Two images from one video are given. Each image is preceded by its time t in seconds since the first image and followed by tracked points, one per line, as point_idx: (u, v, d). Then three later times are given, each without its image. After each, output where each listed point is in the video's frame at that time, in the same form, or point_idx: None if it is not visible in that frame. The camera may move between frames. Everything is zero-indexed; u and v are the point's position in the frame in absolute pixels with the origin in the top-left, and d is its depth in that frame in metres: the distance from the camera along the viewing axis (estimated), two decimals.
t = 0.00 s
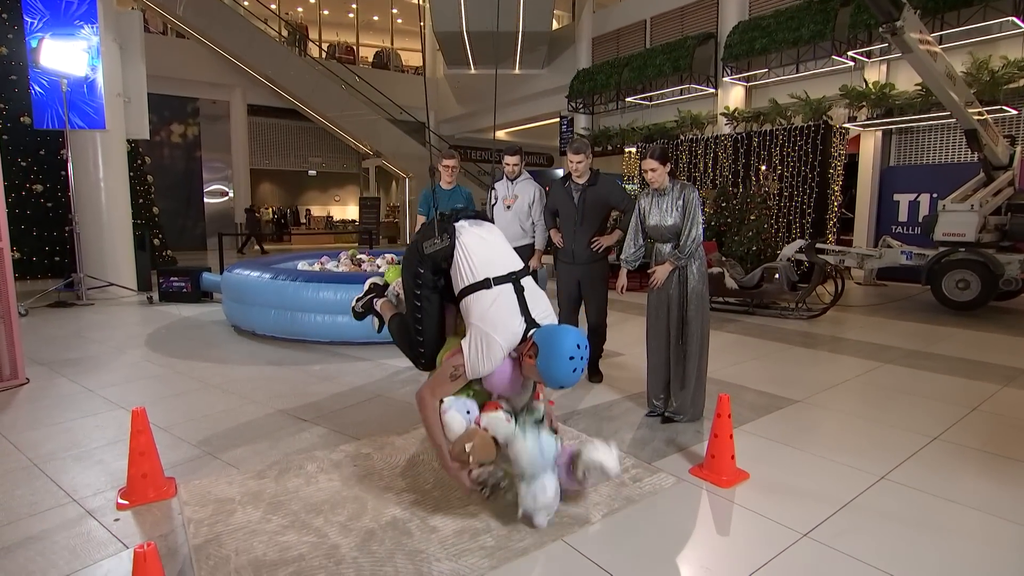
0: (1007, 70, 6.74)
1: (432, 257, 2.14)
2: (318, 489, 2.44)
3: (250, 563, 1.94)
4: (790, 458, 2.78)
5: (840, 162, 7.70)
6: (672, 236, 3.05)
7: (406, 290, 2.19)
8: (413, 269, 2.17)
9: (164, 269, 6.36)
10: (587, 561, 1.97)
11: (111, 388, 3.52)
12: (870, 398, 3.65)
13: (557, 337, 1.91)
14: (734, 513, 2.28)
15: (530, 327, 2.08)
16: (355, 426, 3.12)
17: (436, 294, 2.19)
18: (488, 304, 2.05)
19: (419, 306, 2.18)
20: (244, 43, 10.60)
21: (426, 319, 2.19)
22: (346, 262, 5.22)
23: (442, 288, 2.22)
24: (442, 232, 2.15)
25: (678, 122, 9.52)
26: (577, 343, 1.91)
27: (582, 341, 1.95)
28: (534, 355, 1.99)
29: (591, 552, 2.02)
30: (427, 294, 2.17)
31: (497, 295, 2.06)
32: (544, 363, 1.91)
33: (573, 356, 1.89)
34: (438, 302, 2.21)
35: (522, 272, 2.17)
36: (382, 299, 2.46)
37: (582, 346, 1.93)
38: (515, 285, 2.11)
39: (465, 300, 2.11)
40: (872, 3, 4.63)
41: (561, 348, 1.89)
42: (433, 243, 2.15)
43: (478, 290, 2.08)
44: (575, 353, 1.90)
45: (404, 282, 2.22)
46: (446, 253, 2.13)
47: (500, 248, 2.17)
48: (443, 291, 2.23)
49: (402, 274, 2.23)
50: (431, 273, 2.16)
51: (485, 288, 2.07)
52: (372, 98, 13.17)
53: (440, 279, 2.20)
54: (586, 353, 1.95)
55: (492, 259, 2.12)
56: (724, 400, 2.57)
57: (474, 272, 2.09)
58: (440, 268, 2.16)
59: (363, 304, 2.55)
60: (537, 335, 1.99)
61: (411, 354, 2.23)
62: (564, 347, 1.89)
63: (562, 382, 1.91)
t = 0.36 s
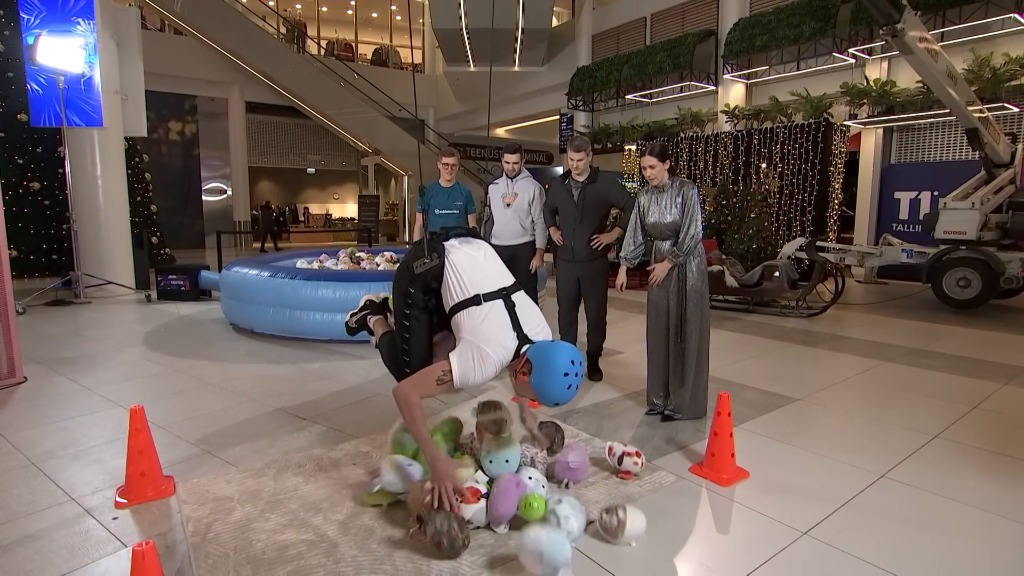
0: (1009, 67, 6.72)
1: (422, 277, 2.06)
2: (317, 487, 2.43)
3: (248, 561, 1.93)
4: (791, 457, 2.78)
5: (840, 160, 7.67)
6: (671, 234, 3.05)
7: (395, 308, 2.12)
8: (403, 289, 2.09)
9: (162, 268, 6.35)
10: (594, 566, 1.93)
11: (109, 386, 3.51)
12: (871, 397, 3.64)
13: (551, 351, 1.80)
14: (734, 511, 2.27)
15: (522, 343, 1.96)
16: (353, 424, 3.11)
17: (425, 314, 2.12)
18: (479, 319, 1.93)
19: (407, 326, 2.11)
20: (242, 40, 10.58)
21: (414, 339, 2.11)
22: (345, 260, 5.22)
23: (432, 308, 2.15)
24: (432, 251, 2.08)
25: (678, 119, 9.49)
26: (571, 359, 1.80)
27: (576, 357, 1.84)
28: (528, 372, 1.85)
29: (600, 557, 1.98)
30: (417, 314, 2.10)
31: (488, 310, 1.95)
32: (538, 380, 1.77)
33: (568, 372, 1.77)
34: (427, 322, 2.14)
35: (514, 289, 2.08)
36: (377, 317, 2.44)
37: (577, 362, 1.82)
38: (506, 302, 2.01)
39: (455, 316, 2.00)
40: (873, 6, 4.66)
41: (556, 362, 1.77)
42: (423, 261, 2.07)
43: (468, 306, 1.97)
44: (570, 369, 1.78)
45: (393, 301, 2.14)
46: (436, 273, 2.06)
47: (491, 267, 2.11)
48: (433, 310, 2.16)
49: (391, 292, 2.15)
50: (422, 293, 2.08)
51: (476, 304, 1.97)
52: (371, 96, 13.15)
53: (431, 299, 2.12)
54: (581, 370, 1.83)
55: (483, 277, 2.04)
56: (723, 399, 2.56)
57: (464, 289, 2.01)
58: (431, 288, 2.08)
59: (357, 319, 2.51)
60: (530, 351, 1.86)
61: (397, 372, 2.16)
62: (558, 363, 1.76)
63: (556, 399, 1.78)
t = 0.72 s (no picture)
0: (1012, 58, 6.68)
1: (410, 281, 2.06)
2: (315, 479, 2.43)
3: (247, 553, 1.93)
4: (790, 449, 2.78)
5: (841, 152, 7.64)
6: (673, 226, 3.04)
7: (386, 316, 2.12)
8: (393, 295, 2.10)
9: (159, 261, 6.34)
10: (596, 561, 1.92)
11: (106, 380, 3.51)
12: (870, 389, 3.64)
13: (547, 344, 1.77)
14: (733, 503, 2.27)
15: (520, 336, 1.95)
16: (351, 416, 3.11)
17: (416, 318, 2.09)
18: (472, 316, 1.91)
19: (398, 332, 2.09)
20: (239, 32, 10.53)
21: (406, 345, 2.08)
22: (343, 253, 5.21)
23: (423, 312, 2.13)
24: (419, 255, 2.09)
25: (677, 112, 9.45)
26: (569, 350, 1.76)
27: (573, 350, 1.80)
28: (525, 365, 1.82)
29: (602, 552, 1.97)
30: (407, 318, 2.08)
31: (479, 306, 1.93)
32: (535, 372, 1.75)
33: (565, 364, 1.74)
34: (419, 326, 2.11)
35: (505, 283, 2.06)
36: (363, 329, 2.58)
37: (573, 353, 1.78)
38: (498, 296, 1.98)
39: (448, 315, 1.98)
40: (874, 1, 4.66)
41: (552, 355, 1.73)
42: (411, 266, 2.08)
43: (460, 304, 1.95)
44: (567, 361, 1.74)
45: (385, 309, 2.15)
46: (423, 275, 2.05)
47: (479, 263, 2.08)
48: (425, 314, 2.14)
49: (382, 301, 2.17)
50: (411, 297, 2.07)
51: (467, 301, 1.94)
52: (369, 88, 13.07)
53: (421, 302, 2.11)
54: (578, 362, 1.80)
55: (472, 274, 2.02)
56: (722, 392, 2.56)
57: (453, 286, 1.99)
58: (420, 292, 2.07)
59: (341, 334, 2.62)
60: (526, 345, 1.83)
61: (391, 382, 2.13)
62: (554, 356, 1.73)
63: (554, 392, 1.74)
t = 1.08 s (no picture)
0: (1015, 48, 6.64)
1: (405, 295, 2.11)
2: (313, 470, 2.43)
3: (246, 544, 1.94)
4: (789, 440, 2.77)
5: (841, 143, 7.60)
6: (688, 217, 3.00)
7: (388, 335, 2.19)
8: (391, 313, 2.16)
9: (156, 252, 6.32)
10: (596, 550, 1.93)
11: (104, 371, 3.51)
12: (869, 381, 3.64)
13: (551, 319, 1.76)
14: (730, 493, 2.28)
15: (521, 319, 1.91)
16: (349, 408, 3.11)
17: (417, 330, 2.15)
18: (470, 305, 1.88)
19: (402, 347, 2.15)
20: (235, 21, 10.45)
21: (411, 358, 2.15)
22: (341, 244, 5.20)
23: (423, 323, 2.18)
24: (411, 267, 2.12)
25: (677, 102, 9.39)
26: (573, 324, 1.77)
27: (575, 324, 1.81)
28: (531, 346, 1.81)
29: (601, 540, 1.98)
30: (408, 332, 2.14)
31: (475, 296, 1.91)
32: (542, 347, 1.73)
33: (572, 337, 1.73)
34: (421, 338, 2.17)
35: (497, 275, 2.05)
36: (354, 369, 2.63)
37: (577, 327, 1.79)
38: (492, 285, 1.96)
39: (445, 310, 1.95)
40: None
41: (558, 329, 1.73)
42: (403, 281, 2.12)
43: (456, 297, 1.93)
44: (573, 333, 1.75)
45: (385, 329, 2.21)
46: (416, 287, 2.08)
47: (470, 262, 2.08)
48: (425, 325, 2.18)
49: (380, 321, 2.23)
50: (409, 311, 2.13)
51: (462, 293, 1.92)
52: (367, 78, 12.98)
53: (419, 315, 2.16)
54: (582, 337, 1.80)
55: (465, 271, 2.01)
56: (721, 381, 2.57)
57: (447, 285, 1.99)
58: (417, 304, 2.12)
59: (331, 382, 2.67)
60: (529, 324, 1.82)
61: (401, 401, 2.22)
62: (560, 330, 1.73)
63: (564, 367, 1.72)
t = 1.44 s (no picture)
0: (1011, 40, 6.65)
1: (403, 310, 2.08)
2: (310, 462, 2.43)
3: (244, 535, 1.94)
4: (785, 431, 2.79)
5: (838, 135, 7.59)
6: (733, 211, 2.96)
7: (387, 351, 2.16)
8: (390, 329, 2.13)
9: (151, 245, 6.29)
10: (593, 540, 1.94)
11: (99, 364, 3.50)
12: (863, 372, 3.66)
13: (551, 311, 1.73)
14: (725, 484, 2.29)
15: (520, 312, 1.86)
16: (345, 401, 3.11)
17: (415, 345, 2.12)
18: (466, 313, 1.83)
19: (401, 363, 2.13)
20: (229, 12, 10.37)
21: (411, 373, 2.13)
22: (337, 237, 5.19)
23: (422, 336, 2.15)
24: (408, 280, 2.10)
25: (675, 94, 9.36)
26: (572, 310, 1.74)
27: (575, 309, 1.78)
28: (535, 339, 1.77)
29: (597, 531, 1.98)
30: (407, 348, 2.11)
31: (470, 303, 1.86)
32: (546, 342, 1.70)
33: (575, 324, 1.71)
34: (420, 352, 2.15)
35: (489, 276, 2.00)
36: (355, 387, 2.56)
37: (577, 312, 1.76)
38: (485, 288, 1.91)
39: (444, 323, 1.91)
40: None
41: (559, 320, 1.70)
42: (401, 295, 2.09)
43: (452, 309, 1.88)
44: (575, 320, 1.72)
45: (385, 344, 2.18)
46: (413, 300, 2.06)
47: (460, 268, 2.03)
48: (424, 338, 2.16)
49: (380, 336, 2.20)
50: (407, 326, 2.10)
51: (458, 303, 1.88)
52: (362, 69, 12.90)
53: (418, 328, 2.13)
54: (584, 319, 1.78)
55: (456, 280, 1.97)
56: (716, 372, 2.58)
57: (441, 298, 1.96)
58: (415, 318, 2.09)
59: (334, 402, 2.60)
60: (530, 319, 1.78)
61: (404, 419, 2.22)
62: (562, 320, 1.70)
63: (574, 355, 1.70)
